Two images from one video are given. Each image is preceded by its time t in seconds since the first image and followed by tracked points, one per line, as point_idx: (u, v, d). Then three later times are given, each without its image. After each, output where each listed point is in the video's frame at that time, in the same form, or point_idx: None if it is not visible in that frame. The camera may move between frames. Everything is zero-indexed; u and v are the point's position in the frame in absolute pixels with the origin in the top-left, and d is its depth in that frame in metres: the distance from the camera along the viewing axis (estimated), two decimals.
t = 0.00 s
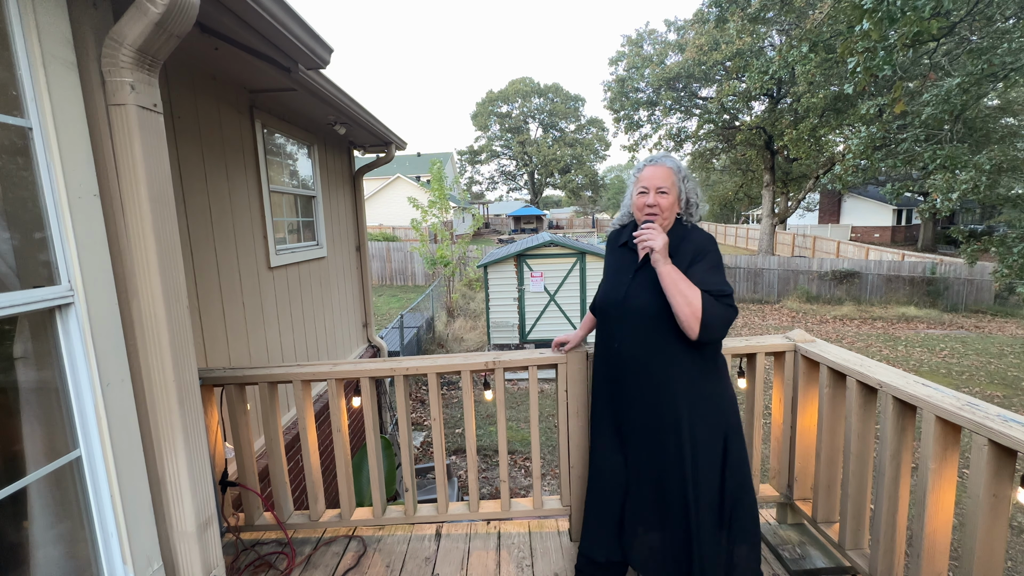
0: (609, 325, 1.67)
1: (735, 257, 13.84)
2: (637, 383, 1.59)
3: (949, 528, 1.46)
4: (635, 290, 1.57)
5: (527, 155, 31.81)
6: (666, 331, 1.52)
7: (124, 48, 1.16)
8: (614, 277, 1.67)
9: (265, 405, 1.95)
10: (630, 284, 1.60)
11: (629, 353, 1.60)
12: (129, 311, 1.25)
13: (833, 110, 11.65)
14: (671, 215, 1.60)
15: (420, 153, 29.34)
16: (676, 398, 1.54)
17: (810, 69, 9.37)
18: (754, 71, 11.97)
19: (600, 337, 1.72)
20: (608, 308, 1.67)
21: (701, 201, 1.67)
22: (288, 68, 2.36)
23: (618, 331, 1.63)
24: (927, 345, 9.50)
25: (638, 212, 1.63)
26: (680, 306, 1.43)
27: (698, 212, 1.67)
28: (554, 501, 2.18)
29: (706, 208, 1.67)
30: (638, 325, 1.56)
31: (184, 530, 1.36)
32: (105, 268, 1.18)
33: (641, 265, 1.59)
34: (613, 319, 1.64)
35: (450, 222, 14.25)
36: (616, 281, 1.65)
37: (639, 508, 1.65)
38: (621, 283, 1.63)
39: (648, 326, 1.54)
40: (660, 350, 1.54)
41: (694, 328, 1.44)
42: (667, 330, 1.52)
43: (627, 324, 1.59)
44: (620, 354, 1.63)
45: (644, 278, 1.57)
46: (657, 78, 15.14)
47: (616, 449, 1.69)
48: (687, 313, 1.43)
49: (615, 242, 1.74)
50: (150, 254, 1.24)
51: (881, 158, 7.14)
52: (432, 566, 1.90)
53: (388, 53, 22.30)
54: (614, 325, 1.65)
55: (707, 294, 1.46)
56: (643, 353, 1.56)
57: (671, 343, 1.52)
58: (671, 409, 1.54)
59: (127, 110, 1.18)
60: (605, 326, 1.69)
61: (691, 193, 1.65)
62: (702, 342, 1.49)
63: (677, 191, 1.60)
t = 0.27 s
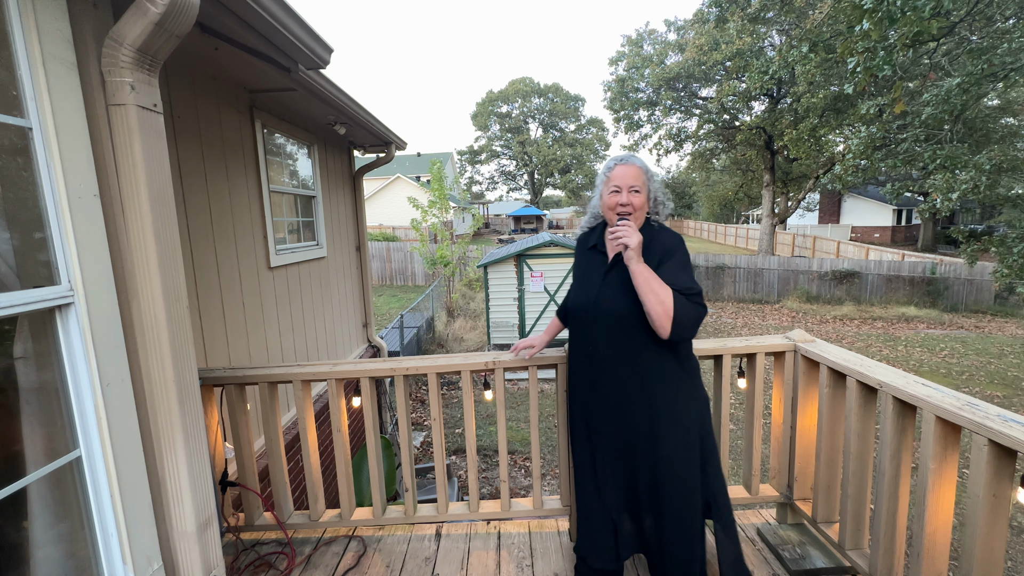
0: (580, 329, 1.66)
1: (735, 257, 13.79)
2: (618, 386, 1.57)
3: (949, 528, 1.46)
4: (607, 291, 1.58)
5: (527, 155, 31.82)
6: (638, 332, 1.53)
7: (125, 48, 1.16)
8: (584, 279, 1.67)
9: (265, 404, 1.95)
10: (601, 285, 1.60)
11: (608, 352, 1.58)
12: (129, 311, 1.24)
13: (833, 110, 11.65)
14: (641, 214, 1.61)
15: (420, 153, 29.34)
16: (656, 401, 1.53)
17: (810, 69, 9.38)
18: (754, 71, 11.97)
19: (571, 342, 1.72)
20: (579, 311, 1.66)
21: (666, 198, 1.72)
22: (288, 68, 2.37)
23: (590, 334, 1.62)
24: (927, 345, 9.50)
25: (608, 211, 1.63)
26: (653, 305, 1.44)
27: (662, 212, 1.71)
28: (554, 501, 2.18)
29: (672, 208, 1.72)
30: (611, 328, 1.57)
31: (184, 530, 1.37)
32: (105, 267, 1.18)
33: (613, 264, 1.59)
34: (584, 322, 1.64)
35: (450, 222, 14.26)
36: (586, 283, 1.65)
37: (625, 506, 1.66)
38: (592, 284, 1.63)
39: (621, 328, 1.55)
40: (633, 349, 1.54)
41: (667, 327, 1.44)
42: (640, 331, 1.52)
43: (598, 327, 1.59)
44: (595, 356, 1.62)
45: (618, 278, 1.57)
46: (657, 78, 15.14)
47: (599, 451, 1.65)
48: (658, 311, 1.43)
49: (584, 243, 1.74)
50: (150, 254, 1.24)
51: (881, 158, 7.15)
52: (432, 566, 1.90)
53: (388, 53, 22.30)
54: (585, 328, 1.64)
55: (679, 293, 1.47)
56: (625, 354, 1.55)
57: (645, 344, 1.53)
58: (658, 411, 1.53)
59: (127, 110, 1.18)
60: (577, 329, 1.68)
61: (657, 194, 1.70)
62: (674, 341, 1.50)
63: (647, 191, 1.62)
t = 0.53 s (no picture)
0: (561, 336, 1.67)
1: (735, 257, 13.78)
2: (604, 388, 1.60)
3: (949, 527, 1.46)
4: (592, 293, 1.59)
5: (527, 155, 31.83)
6: (625, 331, 1.56)
7: (124, 48, 1.16)
8: (561, 283, 1.67)
9: (265, 404, 1.95)
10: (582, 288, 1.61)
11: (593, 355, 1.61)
12: (129, 311, 1.25)
13: (833, 110, 11.65)
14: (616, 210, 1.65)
15: (420, 153, 29.36)
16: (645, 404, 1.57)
17: (810, 69, 9.39)
18: (754, 71, 11.97)
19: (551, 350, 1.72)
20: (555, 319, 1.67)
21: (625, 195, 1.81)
22: (288, 68, 2.36)
23: (571, 340, 1.64)
24: (927, 345, 9.50)
25: (584, 208, 1.62)
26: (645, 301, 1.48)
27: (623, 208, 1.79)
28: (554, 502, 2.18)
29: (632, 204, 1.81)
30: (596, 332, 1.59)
31: (184, 530, 1.37)
32: (105, 267, 1.18)
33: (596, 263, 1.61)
34: (565, 328, 1.65)
35: (450, 222, 14.28)
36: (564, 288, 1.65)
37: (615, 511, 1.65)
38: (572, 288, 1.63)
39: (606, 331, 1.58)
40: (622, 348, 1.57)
41: (660, 320, 1.49)
42: (627, 330, 1.56)
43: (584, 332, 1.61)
44: (582, 359, 1.63)
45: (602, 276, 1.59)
46: (657, 78, 15.14)
47: (584, 454, 1.65)
48: (652, 306, 1.48)
49: (554, 244, 1.73)
50: (150, 254, 1.24)
51: (881, 158, 7.16)
52: (432, 566, 1.90)
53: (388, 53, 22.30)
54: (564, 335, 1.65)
55: (665, 286, 1.53)
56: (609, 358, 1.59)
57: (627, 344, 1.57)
58: (645, 413, 1.57)
59: (127, 110, 1.18)
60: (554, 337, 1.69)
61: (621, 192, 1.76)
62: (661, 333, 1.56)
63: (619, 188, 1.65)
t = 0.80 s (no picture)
0: (565, 337, 1.66)
1: (735, 257, 13.78)
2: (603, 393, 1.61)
3: (949, 527, 1.46)
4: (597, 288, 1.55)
5: (527, 155, 31.82)
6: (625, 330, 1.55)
7: (124, 48, 1.16)
8: (563, 282, 1.64)
9: (265, 404, 1.95)
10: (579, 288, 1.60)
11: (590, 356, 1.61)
12: (129, 311, 1.25)
13: (833, 110, 11.66)
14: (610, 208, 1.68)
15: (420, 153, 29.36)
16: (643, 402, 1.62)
17: (810, 69, 9.40)
18: (754, 71, 11.96)
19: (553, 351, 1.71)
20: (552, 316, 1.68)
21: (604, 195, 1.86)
22: (288, 68, 2.36)
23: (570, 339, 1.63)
24: (927, 345, 9.51)
25: (585, 206, 1.62)
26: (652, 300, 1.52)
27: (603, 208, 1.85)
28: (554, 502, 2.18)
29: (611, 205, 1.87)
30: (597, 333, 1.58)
31: (184, 530, 1.37)
32: (105, 268, 1.18)
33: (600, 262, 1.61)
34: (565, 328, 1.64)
35: (450, 222, 14.28)
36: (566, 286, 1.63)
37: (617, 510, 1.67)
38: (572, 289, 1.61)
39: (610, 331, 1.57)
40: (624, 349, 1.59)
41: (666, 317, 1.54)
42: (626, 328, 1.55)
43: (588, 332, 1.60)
44: (584, 360, 1.61)
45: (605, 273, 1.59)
46: (657, 78, 15.14)
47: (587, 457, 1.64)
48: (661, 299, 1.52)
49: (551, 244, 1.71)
50: (150, 255, 1.24)
51: (881, 158, 7.16)
52: (432, 566, 1.90)
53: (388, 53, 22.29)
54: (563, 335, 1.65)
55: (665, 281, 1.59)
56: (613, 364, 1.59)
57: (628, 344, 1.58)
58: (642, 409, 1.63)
59: (126, 110, 1.18)
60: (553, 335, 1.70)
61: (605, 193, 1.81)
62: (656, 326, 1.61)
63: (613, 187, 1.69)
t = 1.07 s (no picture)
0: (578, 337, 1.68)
1: (735, 257, 13.78)
2: (615, 396, 1.64)
3: (950, 527, 1.46)
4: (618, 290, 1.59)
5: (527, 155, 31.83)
6: (641, 323, 1.60)
7: (124, 48, 1.16)
8: (582, 284, 1.68)
9: (265, 404, 1.95)
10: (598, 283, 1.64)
11: (599, 356, 1.65)
12: (129, 311, 1.24)
13: (833, 110, 11.66)
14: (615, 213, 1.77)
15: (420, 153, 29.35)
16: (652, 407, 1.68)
17: (810, 68, 9.40)
18: (754, 71, 11.96)
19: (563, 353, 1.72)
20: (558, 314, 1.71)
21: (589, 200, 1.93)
22: (288, 68, 2.36)
23: (580, 336, 1.66)
24: (927, 345, 9.51)
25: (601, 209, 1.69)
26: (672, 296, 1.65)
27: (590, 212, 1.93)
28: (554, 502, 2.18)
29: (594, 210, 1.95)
30: (610, 327, 1.63)
31: (184, 530, 1.37)
32: (105, 267, 1.18)
33: (620, 258, 1.66)
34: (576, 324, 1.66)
35: (450, 222, 14.28)
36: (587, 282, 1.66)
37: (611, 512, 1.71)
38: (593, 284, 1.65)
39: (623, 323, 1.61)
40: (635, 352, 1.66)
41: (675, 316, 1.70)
42: (642, 320, 1.60)
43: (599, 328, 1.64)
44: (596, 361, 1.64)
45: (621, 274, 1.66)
46: (657, 78, 15.15)
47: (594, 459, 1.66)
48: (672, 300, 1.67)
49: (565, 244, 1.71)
50: (150, 254, 1.24)
51: (881, 158, 7.16)
52: (432, 566, 1.90)
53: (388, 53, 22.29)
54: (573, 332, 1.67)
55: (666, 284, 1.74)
56: (626, 362, 1.64)
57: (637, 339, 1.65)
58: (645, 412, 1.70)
59: (126, 110, 1.18)
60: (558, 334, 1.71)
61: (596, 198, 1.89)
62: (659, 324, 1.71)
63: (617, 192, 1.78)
